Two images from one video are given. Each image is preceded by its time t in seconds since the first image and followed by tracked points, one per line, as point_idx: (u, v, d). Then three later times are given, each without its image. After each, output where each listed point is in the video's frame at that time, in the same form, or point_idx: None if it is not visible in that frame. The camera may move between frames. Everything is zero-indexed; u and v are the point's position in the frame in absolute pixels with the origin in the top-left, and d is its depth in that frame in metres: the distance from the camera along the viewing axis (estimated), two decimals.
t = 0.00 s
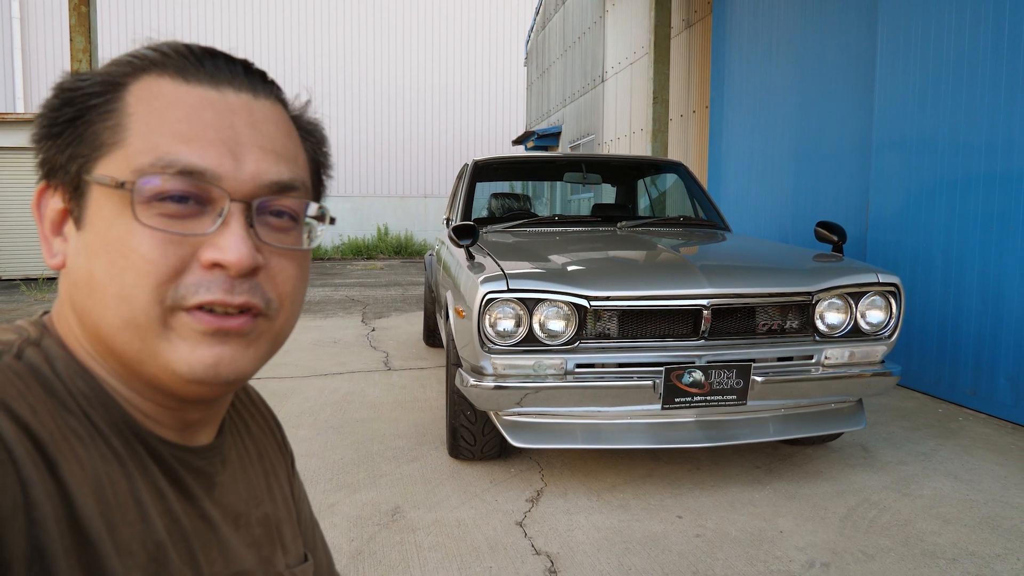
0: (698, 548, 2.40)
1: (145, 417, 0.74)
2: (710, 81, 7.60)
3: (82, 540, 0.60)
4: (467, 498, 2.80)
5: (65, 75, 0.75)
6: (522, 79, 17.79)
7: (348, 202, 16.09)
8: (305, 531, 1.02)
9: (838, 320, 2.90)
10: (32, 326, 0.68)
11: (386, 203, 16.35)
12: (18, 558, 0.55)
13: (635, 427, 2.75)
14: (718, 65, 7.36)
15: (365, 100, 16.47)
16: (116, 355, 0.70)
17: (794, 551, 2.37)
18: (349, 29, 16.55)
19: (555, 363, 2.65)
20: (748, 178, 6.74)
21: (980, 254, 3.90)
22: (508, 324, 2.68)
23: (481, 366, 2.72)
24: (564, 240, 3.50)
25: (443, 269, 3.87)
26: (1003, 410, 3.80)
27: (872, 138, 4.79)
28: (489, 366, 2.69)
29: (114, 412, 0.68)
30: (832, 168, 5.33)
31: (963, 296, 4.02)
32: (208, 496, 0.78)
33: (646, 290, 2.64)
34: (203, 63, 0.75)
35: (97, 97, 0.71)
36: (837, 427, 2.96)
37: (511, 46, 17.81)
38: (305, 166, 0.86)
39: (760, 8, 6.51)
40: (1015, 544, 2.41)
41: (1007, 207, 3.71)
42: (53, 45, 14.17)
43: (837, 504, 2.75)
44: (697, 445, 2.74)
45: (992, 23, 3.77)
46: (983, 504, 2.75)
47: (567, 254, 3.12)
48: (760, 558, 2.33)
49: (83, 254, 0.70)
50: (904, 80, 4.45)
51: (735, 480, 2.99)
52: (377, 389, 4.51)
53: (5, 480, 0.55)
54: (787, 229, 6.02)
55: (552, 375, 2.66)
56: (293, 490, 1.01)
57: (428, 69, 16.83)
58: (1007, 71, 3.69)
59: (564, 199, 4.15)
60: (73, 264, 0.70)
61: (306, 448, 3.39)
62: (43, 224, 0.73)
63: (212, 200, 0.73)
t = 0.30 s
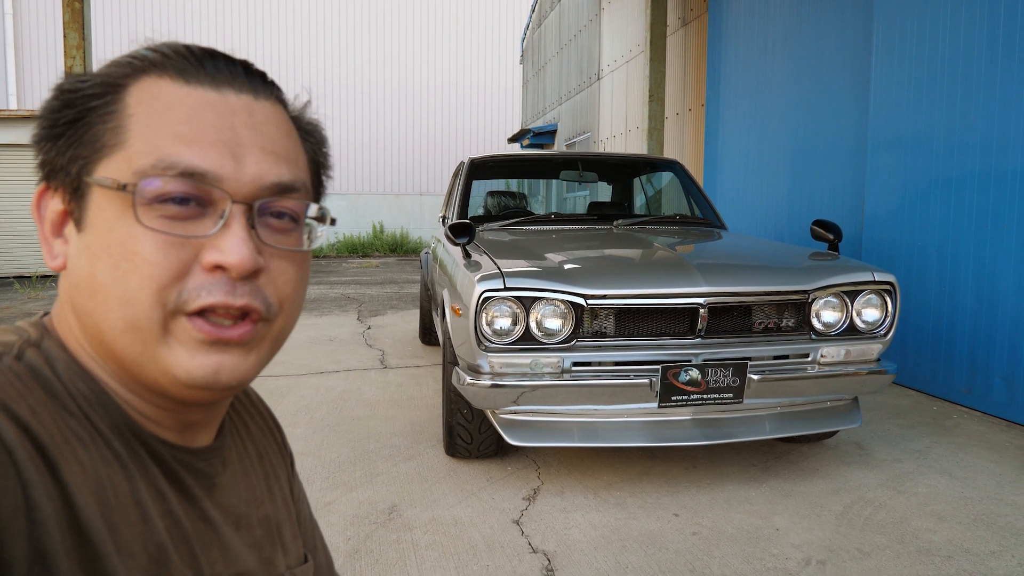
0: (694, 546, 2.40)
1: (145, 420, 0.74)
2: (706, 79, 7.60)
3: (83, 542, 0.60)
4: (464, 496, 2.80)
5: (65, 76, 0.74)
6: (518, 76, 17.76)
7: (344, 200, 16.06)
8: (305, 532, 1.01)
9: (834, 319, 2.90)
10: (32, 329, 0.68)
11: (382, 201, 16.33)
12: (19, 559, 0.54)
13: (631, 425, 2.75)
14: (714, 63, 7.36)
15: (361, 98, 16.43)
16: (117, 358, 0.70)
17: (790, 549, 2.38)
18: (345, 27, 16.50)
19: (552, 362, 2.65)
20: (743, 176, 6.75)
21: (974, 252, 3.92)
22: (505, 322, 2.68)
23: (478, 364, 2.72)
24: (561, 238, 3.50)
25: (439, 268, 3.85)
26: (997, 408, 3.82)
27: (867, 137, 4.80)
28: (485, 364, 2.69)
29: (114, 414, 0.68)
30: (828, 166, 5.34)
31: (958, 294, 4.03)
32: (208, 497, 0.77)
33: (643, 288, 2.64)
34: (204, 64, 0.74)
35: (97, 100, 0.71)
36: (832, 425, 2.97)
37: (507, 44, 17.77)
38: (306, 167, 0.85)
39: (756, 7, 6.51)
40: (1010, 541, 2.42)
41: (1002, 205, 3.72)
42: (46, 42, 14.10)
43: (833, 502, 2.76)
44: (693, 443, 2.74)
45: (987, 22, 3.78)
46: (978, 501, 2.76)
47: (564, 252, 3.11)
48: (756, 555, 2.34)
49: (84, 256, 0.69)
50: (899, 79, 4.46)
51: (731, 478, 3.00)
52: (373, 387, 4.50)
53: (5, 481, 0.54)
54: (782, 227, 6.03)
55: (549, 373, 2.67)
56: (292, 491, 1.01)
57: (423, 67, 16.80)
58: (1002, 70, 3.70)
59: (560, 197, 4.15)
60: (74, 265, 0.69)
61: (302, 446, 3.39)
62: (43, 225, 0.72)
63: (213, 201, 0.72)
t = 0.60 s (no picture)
0: (692, 544, 2.40)
1: (141, 419, 0.73)
2: (703, 78, 7.61)
3: (79, 542, 0.59)
4: (462, 495, 2.80)
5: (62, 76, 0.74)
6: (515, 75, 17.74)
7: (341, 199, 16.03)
8: (301, 533, 1.01)
9: (832, 317, 2.90)
10: (28, 328, 0.67)
11: (379, 200, 16.31)
12: (16, 559, 0.54)
13: (629, 424, 2.75)
14: (711, 62, 7.36)
15: (358, 96, 16.42)
16: (115, 358, 0.69)
17: (788, 548, 2.38)
18: (341, 25, 16.47)
19: (549, 361, 2.64)
20: (741, 176, 6.75)
21: (971, 250, 3.92)
22: (502, 321, 2.67)
23: (475, 363, 2.71)
24: (558, 237, 3.50)
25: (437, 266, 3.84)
26: (995, 406, 3.83)
27: (864, 135, 4.80)
28: (483, 364, 2.69)
29: (109, 413, 0.67)
30: (825, 165, 5.34)
31: (955, 292, 4.04)
32: (205, 497, 0.77)
33: (640, 287, 2.64)
34: (201, 64, 0.74)
35: (94, 100, 0.70)
36: (830, 424, 2.97)
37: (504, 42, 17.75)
38: (304, 168, 0.85)
39: (753, 5, 6.51)
40: (1008, 540, 2.42)
41: (998, 204, 3.73)
42: (43, 40, 14.07)
43: (830, 501, 2.76)
44: (691, 442, 2.74)
45: (985, 21, 3.78)
46: (975, 500, 2.76)
47: (561, 251, 3.11)
48: (754, 554, 2.34)
49: (81, 256, 0.68)
50: (897, 77, 4.47)
51: (728, 477, 3.00)
52: (370, 386, 4.50)
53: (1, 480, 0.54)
54: (780, 226, 6.03)
55: (546, 372, 2.66)
56: (288, 491, 1.00)
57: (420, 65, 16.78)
58: (1000, 68, 3.70)
59: (558, 196, 4.14)
60: (72, 266, 0.69)
61: (300, 445, 3.38)
62: (41, 225, 0.71)
63: (211, 203, 0.72)
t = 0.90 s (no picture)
0: (693, 542, 2.40)
1: (141, 417, 0.73)
2: (705, 76, 7.59)
3: (79, 539, 0.59)
4: (463, 493, 2.80)
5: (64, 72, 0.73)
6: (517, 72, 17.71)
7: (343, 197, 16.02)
8: (302, 530, 1.01)
9: (834, 315, 2.90)
10: (30, 325, 0.67)
11: (381, 197, 16.30)
12: (18, 556, 0.54)
13: (630, 422, 2.75)
14: (714, 59, 7.35)
15: (360, 93, 16.41)
16: (116, 354, 0.69)
17: (789, 546, 2.38)
18: (344, 22, 16.46)
19: (551, 358, 2.64)
20: (743, 174, 6.74)
21: (974, 248, 3.92)
22: (504, 319, 2.67)
23: (477, 361, 2.71)
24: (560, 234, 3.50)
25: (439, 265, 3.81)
26: (998, 405, 3.82)
27: (867, 133, 4.79)
28: (484, 361, 2.68)
29: (110, 410, 0.67)
30: (828, 163, 5.33)
31: (958, 290, 4.03)
32: (206, 495, 0.77)
33: (642, 285, 2.64)
34: (204, 61, 0.74)
35: (97, 96, 0.70)
36: (832, 423, 2.97)
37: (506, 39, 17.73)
38: (306, 165, 0.85)
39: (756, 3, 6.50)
40: (1010, 539, 2.42)
41: (1001, 202, 3.72)
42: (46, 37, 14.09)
43: (832, 499, 2.76)
44: (693, 440, 2.74)
45: (988, 18, 3.77)
46: (977, 499, 2.76)
47: (562, 248, 3.10)
48: (756, 552, 2.34)
49: (83, 252, 0.68)
50: (899, 75, 4.45)
51: (729, 475, 3.00)
52: (372, 383, 4.50)
53: (2, 477, 0.54)
54: (782, 224, 6.03)
55: (548, 370, 2.66)
56: (289, 489, 1.00)
57: (422, 62, 16.77)
58: (1003, 65, 3.69)
59: (560, 194, 4.14)
60: (74, 263, 0.69)
61: (302, 442, 3.38)
62: (43, 221, 0.72)
63: (211, 199, 0.72)
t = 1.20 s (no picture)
0: (694, 543, 2.40)
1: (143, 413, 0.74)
2: (706, 77, 7.60)
3: (79, 535, 0.59)
4: (464, 493, 2.80)
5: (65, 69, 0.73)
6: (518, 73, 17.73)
7: (344, 198, 16.04)
8: (303, 527, 1.01)
9: (834, 316, 2.90)
10: (31, 322, 0.68)
11: (382, 198, 16.32)
12: (18, 552, 0.54)
13: (632, 422, 2.75)
14: (715, 60, 7.36)
15: (361, 94, 16.44)
16: (117, 350, 0.69)
17: (790, 547, 2.38)
18: (345, 23, 16.49)
19: (552, 359, 2.64)
20: (744, 175, 6.75)
21: (975, 249, 3.91)
22: (505, 319, 2.68)
23: (478, 361, 2.71)
24: (561, 235, 3.50)
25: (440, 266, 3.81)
26: (1000, 406, 3.81)
27: (867, 135, 4.80)
28: (485, 361, 2.68)
29: (112, 405, 0.67)
30: (828, 164, 5.34)
31: (959, 291, 4.03)
32: (206, 492, 0.77)
33: (642, 285, 2.64)
34: (205, 58, 0.74)
35: (98, 94, 0.70)
36: (833, 423, 2.97)
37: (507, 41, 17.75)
38: (308, 163, 0.85)
39: (757, 4, 6.51)
40: (1011, 540, 2.42)
41: (1002, 203, 3.72)
42: (49, 38, 14.14)
43: (833, 500, 2.76)
44: (694, 441, 2.74)
45: (988, 19, 3.78)
46: (978, 499, 2.76)
47: (563, 249, 3.11)
48: (756, 553, 2.34)
49: (84, 249, 0.69)
50: (901, 76, 4.45)
51: (730, 476, 3.00)
52: (373, 384, 4.50)
53: (3, 472, 0.54)
54: (783, 225, 6.03)
55: (549, 370, 2.66)
56: (289, 486, 1.01)
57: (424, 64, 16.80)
58: (1004, 66, 3.69)
59: (560, 194, 4.15)
60: (74, 259, 0.69)
61: (303, 443, 3.38)
62: (44, 217, 0.72)
63: (215, 197, 0.72)
